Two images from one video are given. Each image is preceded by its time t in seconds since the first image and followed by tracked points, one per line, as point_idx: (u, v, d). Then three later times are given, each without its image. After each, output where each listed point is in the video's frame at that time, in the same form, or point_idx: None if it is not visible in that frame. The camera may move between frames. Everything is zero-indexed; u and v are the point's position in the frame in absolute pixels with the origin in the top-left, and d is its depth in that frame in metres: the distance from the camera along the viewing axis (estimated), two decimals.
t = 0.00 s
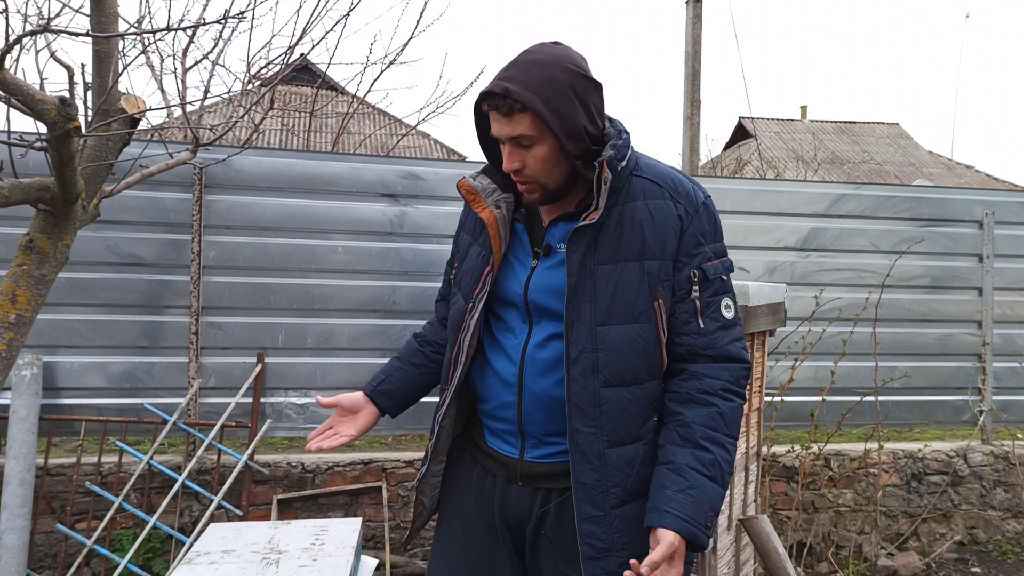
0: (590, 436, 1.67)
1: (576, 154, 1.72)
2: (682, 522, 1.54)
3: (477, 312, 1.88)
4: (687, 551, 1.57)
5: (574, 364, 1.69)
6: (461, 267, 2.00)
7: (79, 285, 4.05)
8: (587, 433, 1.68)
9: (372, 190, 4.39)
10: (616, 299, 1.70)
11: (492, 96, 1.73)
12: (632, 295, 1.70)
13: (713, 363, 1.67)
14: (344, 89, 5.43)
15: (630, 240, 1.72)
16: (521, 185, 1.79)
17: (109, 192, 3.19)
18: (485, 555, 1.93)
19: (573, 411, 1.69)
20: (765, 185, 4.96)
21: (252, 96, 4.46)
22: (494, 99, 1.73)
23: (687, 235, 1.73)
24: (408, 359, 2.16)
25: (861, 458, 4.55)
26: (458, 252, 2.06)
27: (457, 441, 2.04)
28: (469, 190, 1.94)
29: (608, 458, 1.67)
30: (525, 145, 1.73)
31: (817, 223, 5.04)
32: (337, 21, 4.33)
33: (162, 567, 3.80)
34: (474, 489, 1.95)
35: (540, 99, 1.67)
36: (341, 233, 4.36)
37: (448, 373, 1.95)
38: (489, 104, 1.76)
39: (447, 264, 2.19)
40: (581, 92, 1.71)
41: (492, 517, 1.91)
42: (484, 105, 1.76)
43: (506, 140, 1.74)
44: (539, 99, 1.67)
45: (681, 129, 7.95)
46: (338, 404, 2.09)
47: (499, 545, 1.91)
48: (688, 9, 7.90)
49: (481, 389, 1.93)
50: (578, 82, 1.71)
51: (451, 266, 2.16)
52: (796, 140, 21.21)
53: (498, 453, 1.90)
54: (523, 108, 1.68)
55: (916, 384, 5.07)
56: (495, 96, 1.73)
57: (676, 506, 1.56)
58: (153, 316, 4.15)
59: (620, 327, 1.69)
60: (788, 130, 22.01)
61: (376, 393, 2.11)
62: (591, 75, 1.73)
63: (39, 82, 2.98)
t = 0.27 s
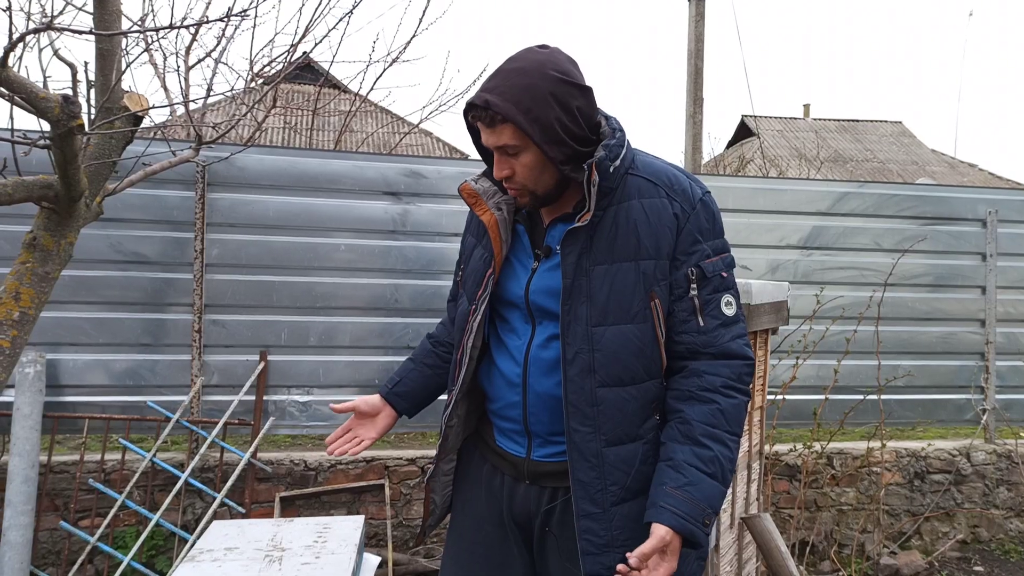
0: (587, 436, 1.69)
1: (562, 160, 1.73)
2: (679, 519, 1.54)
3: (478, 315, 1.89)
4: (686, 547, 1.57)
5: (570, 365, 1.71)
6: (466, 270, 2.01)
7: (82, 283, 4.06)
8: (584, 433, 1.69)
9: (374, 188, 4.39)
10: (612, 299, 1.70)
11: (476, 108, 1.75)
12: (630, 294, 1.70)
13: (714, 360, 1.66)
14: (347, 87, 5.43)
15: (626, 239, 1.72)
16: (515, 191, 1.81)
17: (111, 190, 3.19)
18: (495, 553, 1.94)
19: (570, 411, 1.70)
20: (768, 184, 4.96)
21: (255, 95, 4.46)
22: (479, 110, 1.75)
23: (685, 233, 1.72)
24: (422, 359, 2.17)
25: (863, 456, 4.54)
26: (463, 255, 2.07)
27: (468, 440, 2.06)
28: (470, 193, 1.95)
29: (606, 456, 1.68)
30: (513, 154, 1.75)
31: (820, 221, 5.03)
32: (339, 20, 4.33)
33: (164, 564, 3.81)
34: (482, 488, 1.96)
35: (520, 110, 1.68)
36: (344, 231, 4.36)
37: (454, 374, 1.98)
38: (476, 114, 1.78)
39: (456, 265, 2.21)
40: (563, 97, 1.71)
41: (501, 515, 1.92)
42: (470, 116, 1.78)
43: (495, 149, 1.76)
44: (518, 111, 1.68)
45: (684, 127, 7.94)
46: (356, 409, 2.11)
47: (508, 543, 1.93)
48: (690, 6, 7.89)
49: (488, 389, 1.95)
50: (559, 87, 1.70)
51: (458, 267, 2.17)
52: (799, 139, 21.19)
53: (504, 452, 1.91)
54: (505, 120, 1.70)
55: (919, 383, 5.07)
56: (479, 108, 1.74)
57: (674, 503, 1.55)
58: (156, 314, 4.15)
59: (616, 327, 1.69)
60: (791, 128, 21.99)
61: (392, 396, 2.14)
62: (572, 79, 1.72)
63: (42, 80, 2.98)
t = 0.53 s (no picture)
0: (586, 428, 1.71)
1: (559, 155, 1.74)
2: (646, 492, 1.56)
3: (484, 310, 1.90)
4: (652, 523, 1.57)
5: (569, 358, 1.73)
6: (468, 266, 2.02)
7: (85, 278, 4.08)
8: (583, 425, 1.71)
9: (376, 184, 4.41)
10: (610, 293, 1.72)
11: (475, 104, 1.77)
12: (627, 288, 1.72)
13: (712, 348, 1.67)
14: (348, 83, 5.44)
15: (622, 233, 1.74)
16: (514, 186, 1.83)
17: (115, 185, 3.21)
18: (496, 546, 1.96)
19: (569, 403, 1.72)
20: (768, 181, 4.98)
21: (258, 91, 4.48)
22: (478, 106, 1.77)
23: (681, 226, 1.73)
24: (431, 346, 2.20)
25: (862, 452, 4.57)
26: (464, 251, 2.09)
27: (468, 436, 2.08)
28: (473, 191, 1.91)
29: (606, 448, 1.71)
30: (511, 149, 1.76)
31: (820, 218, 5.05)
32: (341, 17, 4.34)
33: (167, 558, 3.84)
34: (483, 482, 1.98)
35: (517, 105, 1.70)
36: (346, 227, 4.38)
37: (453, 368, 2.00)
38: (475, 110, 1.80)
39: (451, 260, 2.24)
40: (560, 92, 1.72)
41: (502, 508, 1.94)
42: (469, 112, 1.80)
43: (493, 145, 1.78)
44: (516, 106, 1.70)
45: (685, 125, 7.95)
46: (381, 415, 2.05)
47: (509, 536, 1.95)
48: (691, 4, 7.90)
49: (489, 384, 1.97)
50: (556, 83, 1.72)
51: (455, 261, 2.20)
52: (800, 137, 21.19)
53: (505, 447, 1.93)
54: (503, 115, 1.71)
55: (918, 380, 5.09)
56: (478, 104, 1.76)
57: (645, 477, 1.58)
58: (159, 309, 4.18)
59: (614, 320, 1.71)
60: (792, 126, 21.99)
61: (409, 382, 2.13)
62: (569, 75, 1.73)
63: (46, 75, 3.00)
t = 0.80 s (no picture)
0: (590, 432, 1.68)
1: (558, 155, 1.72)
2: (669, 504, 1.53)
3: (476, 308, 1.88)
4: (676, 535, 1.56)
5: (573, 361, 1.70)
6: (462, 265, 2.00)
7: (81, 279, 4.05)
8: (588, 429, 1.68)
9: (374, 185, 4.38)
10: (614, 295, 1.70)
11: (473, 101, 1.74)
12: (631, 290, 1.69)
13: (717, 352, 1.65)
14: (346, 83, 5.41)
15: (627, 236, 1.71)
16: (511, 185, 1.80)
17: (111, 186, 3.18)
18: (490, 549, 1.94)
19: (573, 406, 1.70)
20: (768, 181, 4.95)
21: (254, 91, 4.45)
22: (475, 104, 1.74)
23: (686, 228, 1.71)
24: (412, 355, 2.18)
25: (863, 453, 4.55)
26: (458, 250, 2.06)
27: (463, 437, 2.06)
28: (468, 189, 1.94)
29: (610, 453, 1.68)
30: (509, 147, 1.74)
31: (820, 218, 5.02)
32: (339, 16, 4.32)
33: (164, 561, 3.81)
34: (478, 484, 1.96)
35: (516, 104, 1.67)
36: (343, 228, 4.35)
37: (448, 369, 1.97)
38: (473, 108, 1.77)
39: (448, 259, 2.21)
40: (560, 91, 1.70)
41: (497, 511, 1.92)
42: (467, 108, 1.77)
43: (491, 143, 1.76)
44: (515, 104, 1.67)
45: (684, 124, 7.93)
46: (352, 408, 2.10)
47: (504, 539, 1.92)
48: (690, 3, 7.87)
49: (486, 386, 1.94)
50: (556, 82, 1.69)
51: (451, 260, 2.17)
52: (799, 136, 21.18)
53: (503, 450, 1.90)
54: (501, 113, 1.69)
55: (919, 380, 5.07)
56: (476, 101, 1.74)
57: (665, 489, 1.55)
58: (156, 311, 4.15)
59: (618, 323, 1.68)
60: (791, 126, 21.99)
61: (384, 395, 2.13)
62: (570, 74, 1.71)
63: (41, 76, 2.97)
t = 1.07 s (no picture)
0: (587, 432, 1.68)
1: (555, 154, 1.71)
2: (673, 511, 1.53)
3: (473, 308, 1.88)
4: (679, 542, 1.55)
5: (571, 361, 1.69)
6: (458, 264, 1.99)
7: (79, 280, 4.04)
8: (584, 429, 1.68)
9: (373, 184, 4.38)
10: (612, 295, 1.69)
11: (469, 101, 1.74)
12: (629, 290, 1.68)
13: (714, 353, 1.65)
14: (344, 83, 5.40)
15: (624, 236, 1.71)
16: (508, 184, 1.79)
17: (108, 187, 3.17)
18: (491, 550, 1.93)
19: (570, 407, 1.69)
20: (768, 180, 4.95)
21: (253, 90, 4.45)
22: (471, 103, 1.73)
23: (683, 228, 1.70)
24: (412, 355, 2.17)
25: (863, 452, 4.54)
26: (455, 250, 2.06)
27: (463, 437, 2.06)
28: (464, 187, 1.94)
29: (606, 452, 1.67)
30: (505, 146, 1.73)
31: (819, 217, 5.02)
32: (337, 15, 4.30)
33: (163, 562, 3.80)
34: (477, 484, 1.95)
35: (512, 103, 1.66)
36: (342, 227, 4.34)
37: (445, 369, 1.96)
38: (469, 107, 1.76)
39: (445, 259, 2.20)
40: (555, 90, 1.69)
41: (497, 511, 1.91)
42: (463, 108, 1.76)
43: (487, 142, 1.75)
44: (510, 103, 1.66)
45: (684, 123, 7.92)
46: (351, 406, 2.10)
47: (505, 539, 1.92)
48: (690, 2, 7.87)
49: (483, 386, 1.93)
50: (550, 80, 1.68)
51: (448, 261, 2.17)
52: (798, 135, 21.17)
53: (501, 451, 1.90)
54: (497, 112, 1.68)
55: (919, 379, 5.06)
56: (471, 101, 1.73)
57: (668, 496, 1.54)
58: (154, 311, 4.14)
59: (616, 323, 1.68)
60: (790, 124, 21.99)
61: (382, 394, 2.12)
62: (564, 72, 1.70)
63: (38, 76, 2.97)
